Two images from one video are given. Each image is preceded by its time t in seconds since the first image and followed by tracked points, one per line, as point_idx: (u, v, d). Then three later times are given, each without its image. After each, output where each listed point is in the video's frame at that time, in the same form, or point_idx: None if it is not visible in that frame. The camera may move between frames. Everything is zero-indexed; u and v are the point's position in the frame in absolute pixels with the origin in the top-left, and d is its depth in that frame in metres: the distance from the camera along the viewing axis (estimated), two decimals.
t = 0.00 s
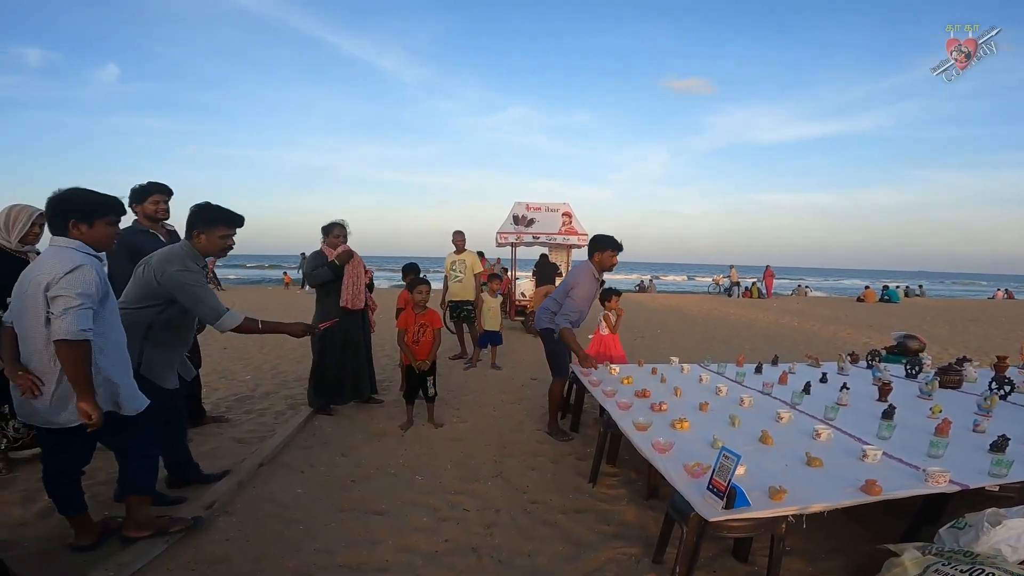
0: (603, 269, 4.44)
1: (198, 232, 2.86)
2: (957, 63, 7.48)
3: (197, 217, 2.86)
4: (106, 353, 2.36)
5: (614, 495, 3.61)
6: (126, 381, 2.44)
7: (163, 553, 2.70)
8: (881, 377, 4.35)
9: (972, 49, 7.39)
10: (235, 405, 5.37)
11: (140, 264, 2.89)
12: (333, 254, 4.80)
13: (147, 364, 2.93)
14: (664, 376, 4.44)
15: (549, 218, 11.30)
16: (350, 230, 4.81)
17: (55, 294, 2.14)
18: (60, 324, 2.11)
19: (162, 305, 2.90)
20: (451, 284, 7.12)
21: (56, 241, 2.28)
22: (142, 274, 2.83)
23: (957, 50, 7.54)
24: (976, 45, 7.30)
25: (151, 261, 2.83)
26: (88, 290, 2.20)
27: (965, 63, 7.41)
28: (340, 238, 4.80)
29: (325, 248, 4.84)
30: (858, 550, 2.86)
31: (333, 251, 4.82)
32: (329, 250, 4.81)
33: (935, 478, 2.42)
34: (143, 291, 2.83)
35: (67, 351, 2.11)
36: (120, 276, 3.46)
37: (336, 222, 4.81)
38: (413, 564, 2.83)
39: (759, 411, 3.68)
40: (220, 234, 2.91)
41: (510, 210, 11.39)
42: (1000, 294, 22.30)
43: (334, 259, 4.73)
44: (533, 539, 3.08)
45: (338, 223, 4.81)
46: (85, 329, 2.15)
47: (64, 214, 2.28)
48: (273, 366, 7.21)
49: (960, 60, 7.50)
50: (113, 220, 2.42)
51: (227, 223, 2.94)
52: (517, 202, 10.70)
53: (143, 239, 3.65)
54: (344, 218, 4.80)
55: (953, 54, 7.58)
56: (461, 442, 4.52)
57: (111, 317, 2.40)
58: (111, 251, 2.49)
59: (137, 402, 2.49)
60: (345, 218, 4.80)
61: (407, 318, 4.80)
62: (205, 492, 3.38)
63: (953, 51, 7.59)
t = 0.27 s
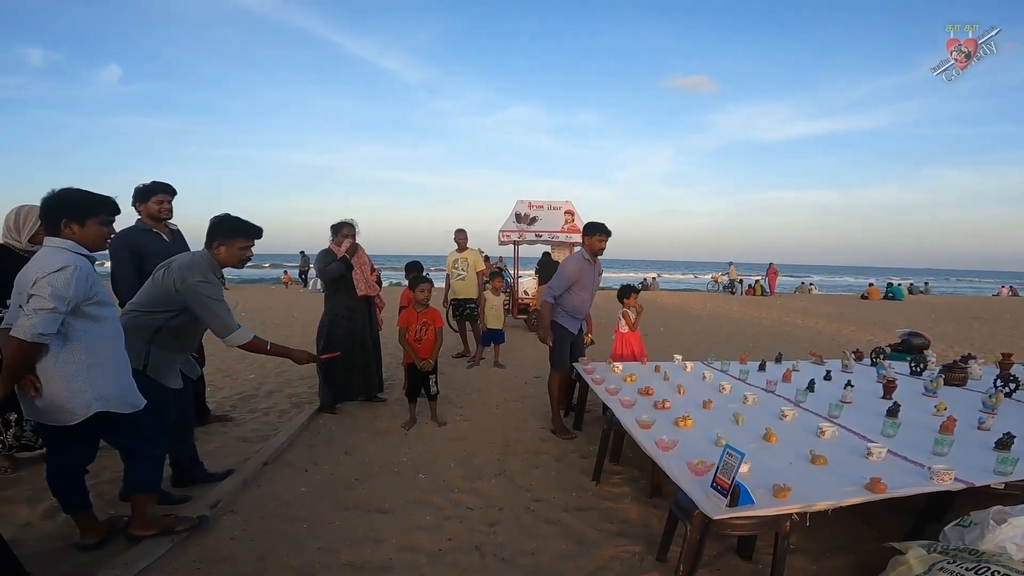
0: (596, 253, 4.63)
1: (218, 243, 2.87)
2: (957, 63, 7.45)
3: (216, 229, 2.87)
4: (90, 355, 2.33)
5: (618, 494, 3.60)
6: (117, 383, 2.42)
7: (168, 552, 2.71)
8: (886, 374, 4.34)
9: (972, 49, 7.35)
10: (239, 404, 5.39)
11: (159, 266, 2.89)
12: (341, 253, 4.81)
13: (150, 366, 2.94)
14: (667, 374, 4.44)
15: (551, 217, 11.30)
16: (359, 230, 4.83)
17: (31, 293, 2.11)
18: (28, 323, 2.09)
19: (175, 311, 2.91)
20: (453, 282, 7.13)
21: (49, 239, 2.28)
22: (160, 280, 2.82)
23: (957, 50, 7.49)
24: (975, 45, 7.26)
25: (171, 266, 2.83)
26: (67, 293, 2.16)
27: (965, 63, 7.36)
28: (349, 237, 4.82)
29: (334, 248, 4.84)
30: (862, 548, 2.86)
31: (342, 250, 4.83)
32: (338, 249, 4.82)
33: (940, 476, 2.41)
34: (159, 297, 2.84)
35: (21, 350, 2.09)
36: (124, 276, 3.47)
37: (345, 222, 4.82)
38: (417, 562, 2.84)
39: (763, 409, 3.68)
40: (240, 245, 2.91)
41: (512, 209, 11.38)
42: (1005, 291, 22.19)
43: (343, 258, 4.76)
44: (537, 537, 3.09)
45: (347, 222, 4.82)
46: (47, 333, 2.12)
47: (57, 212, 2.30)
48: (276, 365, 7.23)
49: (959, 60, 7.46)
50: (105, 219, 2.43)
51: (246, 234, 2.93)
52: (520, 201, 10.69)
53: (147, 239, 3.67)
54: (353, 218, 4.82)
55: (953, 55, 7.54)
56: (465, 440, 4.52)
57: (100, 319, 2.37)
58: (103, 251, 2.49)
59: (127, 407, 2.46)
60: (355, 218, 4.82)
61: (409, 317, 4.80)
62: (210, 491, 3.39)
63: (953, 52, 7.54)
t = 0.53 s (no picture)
0: (587, 245, 4.85)
1: (229, 246, 2.87)
2: (957, 63, 7.41)
3: (228, 234, 2.87)
4: (84, 352, 2.33)
5: (618, 492, 3.60)
6: (115, 380, 2.43)
7: (169, 550, 2.71)
8: (887, 372, 4.33)
9: (972, 49, 7.31)
10: (239, 401, 5.39)
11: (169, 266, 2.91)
12: (344, 250, 4.79)
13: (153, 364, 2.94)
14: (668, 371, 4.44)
15: (552, 214, 11.28)
16: (365, 228, 4.83)
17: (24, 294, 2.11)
18: (25, 326, 2.09)
19: (180, 312, 2.92)
20: (454, 279, 7.12)
21: (44, 237, 2.28)
22: (169, 281, 2.83)
23: (957, 50, 7.46)
24: (976, 45, 7.23)
25: (181, 266, 2.84)
26: (60, 292, 2.16)
27: (965, 63, 7.33)
28: (354, 235, 4.81)
29: (337, 245, 4.82)
30: (863, 546, 2.85)
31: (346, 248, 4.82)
32: (341, 246, 4.80)
33: (941, 475, 2.41)
34: (166, 298, 2.85)
35: (19, 352, 2.10)
36: (124, 273, 3.47)
37: (352, 219, 4.82)
38: (417, 560, 2.84)
39: (764, 407, 3.67)
40: (250, 249, 2.89)
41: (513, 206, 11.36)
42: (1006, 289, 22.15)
43: (347, 255, 4.75)
44: (537, 535, 3.09)
45: (354, 220, 4.82)
46: (45, 334, 2.13)
47: (52, 209, 2.29)
48: (277, 362, 7.24)
49: (959, 61, 7.42)
50: (100, 216, 2.41)
51: (256, 239, 2.92)
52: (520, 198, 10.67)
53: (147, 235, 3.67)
54: (359, 216, 4.82)
55: (953, 55, 7.50)
56: (465, 437, 4.52)
57: (92, 316, 2.37)
58: (98, 248, 2.48)
59: (124, 404, 2.46)
60: (361, 216, 4.82)
61: (405, 314, 4.79)
62: (210, 489, 3.39)
63: (953, 52, 7.51)
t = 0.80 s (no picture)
0: (577, 243, 4.87)
1: (234, 246, 2.88)
2: (956, 63, 7.40)
3: (232, 234, 2.88)
4: (78, 351, 2.32)
5: (618, 490, 3.60)
6: (109, 379, 2.42)
7: (168, 550, 2.70)
8: (886, 370, 4.33)
9: (971, 49, 7.31)
10: (238, 401, 5.38)
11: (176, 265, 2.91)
12: (344, 250, 4.77)
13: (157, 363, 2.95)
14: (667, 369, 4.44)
15: (551, 212, 11.27)
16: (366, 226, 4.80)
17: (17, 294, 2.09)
18: (20, 325, 2.08)
19: (185, 312, 2.92)
20: (452, 278, 7.11)
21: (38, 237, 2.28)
22: (175, 281, 2.83)
23: (957, 50, 7.46)
24: (975, 45, 7.22)
25: (188, 266, 2.83)
26: (54, 291, 2.15)
27: (965, 63, 7.32)
28: (356, 233, 4.79)
29: (337, 243, 4.81)
30: (863, 544, 2.86)
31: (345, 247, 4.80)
32: (341, 245, 4.78)
33: (941, 472, 2.41)
34: (173, 298, 2.84)
35: (14, 352, 2.09)
36: (122, 272, 3.46)
37: (352, 217, 4.80)
38: (417, 559, 2.84)
39: (763, 405, 3.67)
40: (255, 249, 2.91)
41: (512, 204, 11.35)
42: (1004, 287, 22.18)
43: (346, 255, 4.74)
44: (537, 534, 3.09)
45: (353, 218, 4.80)
46: (40, 334, 2.12)
47: (45, 209, 2.28)
48: (276, 361, 7.23)
49: (959, 60, 7.42)
50: (93, 215, 2.40)
51: (261, 239, 2.94)
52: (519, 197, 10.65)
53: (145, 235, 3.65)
54: (360, 213, 4.80)
55: (953, 55, 7.50)
56: (464, 436, 4.52)
57: (85, 316, 2.36)
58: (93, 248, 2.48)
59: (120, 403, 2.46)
60: (362, 214, 4.80)
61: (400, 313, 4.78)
62: (209, 488, 3.39)
63: (953, 51, 7.51)
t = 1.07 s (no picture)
0: (568, 241, 4.86)
1: (239, 238, 2.88)
2: (956, 63, 7.38)
3: (236, 226, 2.88)
4: (74, 349, 2.32)
5: (618, 488, 3.60)
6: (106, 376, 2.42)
7: (167, 548, 2.70)
8: (887, 368, 4.33)
9: (972, 49, 7.28)
10: (239, 398, 5.38)
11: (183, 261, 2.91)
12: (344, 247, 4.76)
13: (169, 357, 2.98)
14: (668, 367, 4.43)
15: (551, 210, 11.25)
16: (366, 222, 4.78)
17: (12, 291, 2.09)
18: (19, 323, 2.07)
19: (199, 307, 2.91)
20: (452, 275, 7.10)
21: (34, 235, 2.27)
22: (186, 275, 2.81)
23: (957, 50, 7.43)
24: (975, 45, 7.19)
25: (196, 261, 2.82)
26: (50, 288, 2.14)
27: (965, 63, 7.29)
28: (357, 229, 4.77)
29: (337, 240, 4.79)
30: (864, 542, 2.85)
31: (345, 243, 4.79)
32: (341, 241, 4.78)
33: (943, 471, 2.40)
34: (186, 293, 2.82)
35: (12, 351, 2.09)
36: (121, 269, 3.45)
37: (353, 214, 4.78)
38: (416, 557, 2.83)
39: (764, 403, 3.67)
40: (260, 239, 2.92)
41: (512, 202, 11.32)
42: (1005, 285, 22.17)
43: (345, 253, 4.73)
44: (537, 531, 3.09)
45: (354, 214, 4.79)
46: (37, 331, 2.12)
47: (37, 208, 2.27)
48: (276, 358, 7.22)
49: (959, 60, 7.39)
50: (87, 213, 2.39)
51: (265, 229, 2.94)
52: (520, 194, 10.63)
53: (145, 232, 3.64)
54: (361, 211, 4.78)
55: (953, 55, 7.47)
56: (465, 434, 4.52)
57: (80, 313, 2.36)
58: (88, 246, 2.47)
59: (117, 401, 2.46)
60: (362, 211, 4.78)
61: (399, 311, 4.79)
62: (209, 486, 3.38)
63: (953, 52, 7.47)
